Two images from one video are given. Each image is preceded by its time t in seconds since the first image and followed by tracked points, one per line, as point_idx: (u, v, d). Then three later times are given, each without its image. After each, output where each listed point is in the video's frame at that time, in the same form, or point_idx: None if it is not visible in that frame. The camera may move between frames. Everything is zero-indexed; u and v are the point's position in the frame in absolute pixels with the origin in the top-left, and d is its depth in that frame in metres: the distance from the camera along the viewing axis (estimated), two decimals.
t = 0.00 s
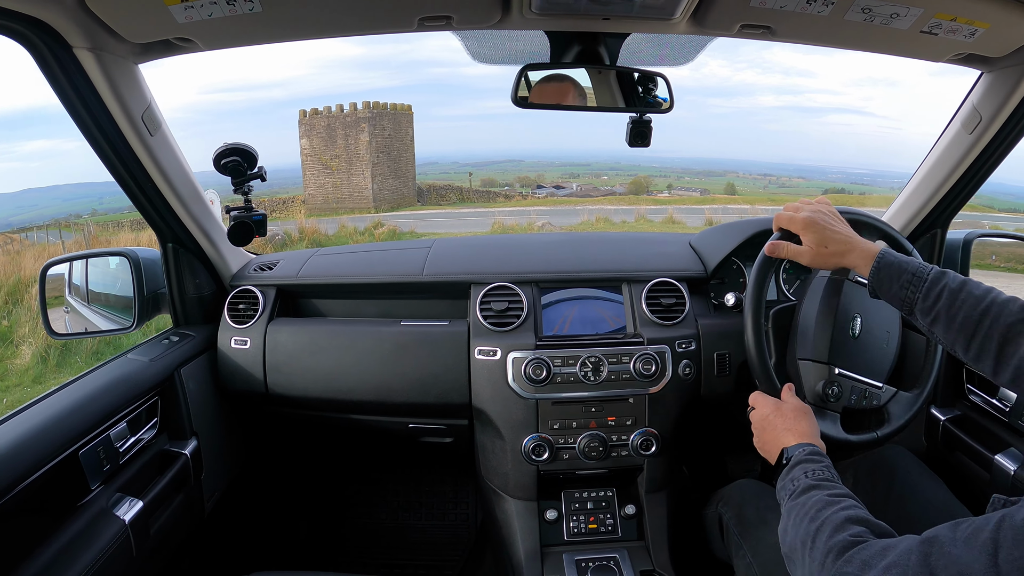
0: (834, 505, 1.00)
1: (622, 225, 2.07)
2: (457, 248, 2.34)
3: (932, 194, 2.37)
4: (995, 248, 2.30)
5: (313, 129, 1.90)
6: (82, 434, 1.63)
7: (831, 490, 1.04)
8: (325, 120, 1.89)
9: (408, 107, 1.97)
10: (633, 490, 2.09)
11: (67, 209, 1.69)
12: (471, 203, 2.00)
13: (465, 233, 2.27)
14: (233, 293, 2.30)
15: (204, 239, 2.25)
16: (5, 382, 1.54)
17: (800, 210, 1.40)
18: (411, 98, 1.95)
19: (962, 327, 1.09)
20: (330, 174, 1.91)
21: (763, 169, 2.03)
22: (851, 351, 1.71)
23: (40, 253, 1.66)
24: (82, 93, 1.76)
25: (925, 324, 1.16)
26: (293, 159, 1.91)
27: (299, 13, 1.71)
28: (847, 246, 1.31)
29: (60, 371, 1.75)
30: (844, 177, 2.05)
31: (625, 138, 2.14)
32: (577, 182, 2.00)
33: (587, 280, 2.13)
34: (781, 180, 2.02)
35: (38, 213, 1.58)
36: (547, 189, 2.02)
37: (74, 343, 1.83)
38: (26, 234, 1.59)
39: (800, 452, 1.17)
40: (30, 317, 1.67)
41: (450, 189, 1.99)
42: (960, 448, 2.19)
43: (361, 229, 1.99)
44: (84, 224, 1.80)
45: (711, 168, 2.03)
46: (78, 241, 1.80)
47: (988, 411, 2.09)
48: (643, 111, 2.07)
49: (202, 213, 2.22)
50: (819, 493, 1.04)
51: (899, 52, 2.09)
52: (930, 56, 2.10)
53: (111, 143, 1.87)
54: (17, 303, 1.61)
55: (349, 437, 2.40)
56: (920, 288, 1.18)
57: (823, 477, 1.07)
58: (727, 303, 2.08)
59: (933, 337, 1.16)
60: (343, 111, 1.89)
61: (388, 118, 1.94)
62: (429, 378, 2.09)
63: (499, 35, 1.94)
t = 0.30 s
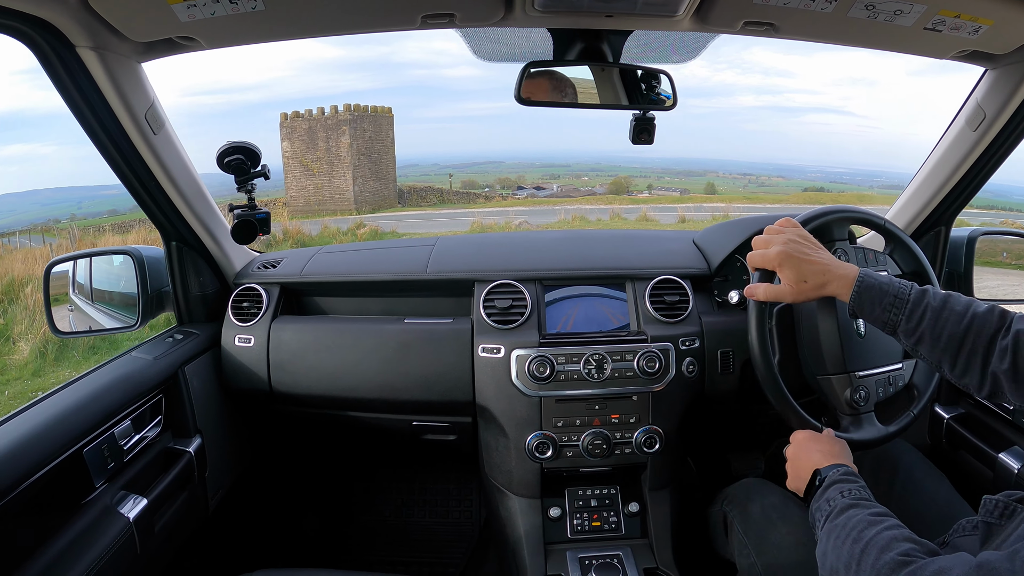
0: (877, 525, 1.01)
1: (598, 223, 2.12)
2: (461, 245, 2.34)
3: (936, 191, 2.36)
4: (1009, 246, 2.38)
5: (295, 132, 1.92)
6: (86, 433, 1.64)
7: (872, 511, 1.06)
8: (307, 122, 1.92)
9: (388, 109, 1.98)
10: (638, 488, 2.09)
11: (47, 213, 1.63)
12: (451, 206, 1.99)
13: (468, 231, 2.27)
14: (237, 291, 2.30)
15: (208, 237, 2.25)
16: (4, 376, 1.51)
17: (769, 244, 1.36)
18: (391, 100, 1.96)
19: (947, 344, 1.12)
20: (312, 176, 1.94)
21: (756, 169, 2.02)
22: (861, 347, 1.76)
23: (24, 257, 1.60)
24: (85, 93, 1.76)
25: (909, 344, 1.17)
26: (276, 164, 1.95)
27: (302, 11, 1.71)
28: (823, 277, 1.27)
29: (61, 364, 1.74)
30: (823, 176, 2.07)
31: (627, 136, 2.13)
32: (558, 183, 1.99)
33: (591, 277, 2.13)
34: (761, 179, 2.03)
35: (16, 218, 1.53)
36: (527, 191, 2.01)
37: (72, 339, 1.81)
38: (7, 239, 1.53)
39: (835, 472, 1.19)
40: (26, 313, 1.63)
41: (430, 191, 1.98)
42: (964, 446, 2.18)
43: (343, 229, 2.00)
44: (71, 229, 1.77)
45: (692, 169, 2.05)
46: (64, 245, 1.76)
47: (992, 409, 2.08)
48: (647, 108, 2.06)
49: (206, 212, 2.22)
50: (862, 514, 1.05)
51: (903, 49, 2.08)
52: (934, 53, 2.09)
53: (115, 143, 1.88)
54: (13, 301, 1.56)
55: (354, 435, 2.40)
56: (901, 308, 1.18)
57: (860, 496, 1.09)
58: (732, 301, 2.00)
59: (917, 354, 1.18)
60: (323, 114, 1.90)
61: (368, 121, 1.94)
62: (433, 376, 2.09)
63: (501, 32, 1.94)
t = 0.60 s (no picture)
0: (862, 520, 1.02)
1: (571, 220, 2.10)
2: (466, 245, 2.34)
3: (942, 192, 2.35)
4: None
5: (273, 135, 1.97)
6: (92, 431, 1.64)
7: (858, 505, 1.06)
8: (286, 126, 1.94)
9: (367, 112, 1.97)
10: (642, 488, 2.09)
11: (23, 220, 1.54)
12: (430, 206, 2.01)
13: (473, 231, 2.27)
14: (242, 290, 2.30)
15: (214, 236, 2.26)
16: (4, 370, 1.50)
17: (772, 250, 1.35)
18: (369, 103, 1.94)
19: (952, 352, 1.11)
20: (292, 179, 2.01)
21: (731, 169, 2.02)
22: (867, 348, 1.77)
23: (4, 263, 1.51)
24: (91, 92, 1.77)
25: (914, 350, 1.16)
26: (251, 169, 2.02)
27: (307, 11, 1.72)
28: (827, 283, 1.26)
29: (62, 361, 1.73)
30: (800, 173, 2.06)
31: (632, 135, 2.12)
32: (536, 184, 2.01)
33: (597, 277, 2.13)
34: (738, 178, 2.03)
35: None
36: (506, 193, 2.03)
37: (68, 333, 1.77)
38: None
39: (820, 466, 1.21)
40: (22, 311, 1.59)
41: (408, 192, 2.01)
42: (969, 448, 2.18)
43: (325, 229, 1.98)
44: (53, 233, 1.68)
45: (668, 169, 2.08)
46: (47, 251, 1.66)
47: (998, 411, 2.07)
48: (652, 108, 2.06)
49: (212, 211, 2.23)
50: (847, 509, 1.05)
51: (908, 49, 2.08)
52: (939, 53, 2.09)
53: (121, 142, 1.88)
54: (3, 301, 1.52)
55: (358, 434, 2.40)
56: (905, 314, 1.18)
57: (846, 492, 1.10)
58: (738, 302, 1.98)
59: (921, 361, 1.17)
60: (302, 117, 1.92)
61: (347, 124, 1.93)
62: (438, 375, 2.09)
63: (508, 32, 1.94)
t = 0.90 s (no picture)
0: (848, 524, 1.04)
1: (543, 221, 2.12)
2: (470, 243, 2.34)
3: (948, 191, 2.34)
4: None
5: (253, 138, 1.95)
6: (97, 428, 1.65)
7: (847, 509, 1.08)
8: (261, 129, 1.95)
9: (344, 116, 1.92)
10: (646, 487, 2.09)
11: None
12: (407, 208, 2.01)
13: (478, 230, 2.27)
14: (247, 288, 2.31)
15: (219, 234, 2.26)
16: None
17: (774, 253, 1.35)
18: (345, 106, 1.89)
19: (957, 357, 1.10)
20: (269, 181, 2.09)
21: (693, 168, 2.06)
22: (874, 349, 1.76)
23: None
24: (96, 90, 1.77)
25: (918, 355, 1.15)
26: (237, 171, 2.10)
27: (312, 10, 1.72)
28: (830, 286, 1.26)
29: (57, 351, 1.70)
30: (773, 173, 2.07)
31: (637, 135, 2.09)
32: (512, 186, 2.03)
33: (602, 276, 2.12)
34: (712, 178, 2.05)
35: None
36: (483, 194, 2.05)
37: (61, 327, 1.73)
38: None
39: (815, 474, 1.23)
40: (13, 311, 1.53)
41: (385, 195, 1.99)
42: (974, 449, 2.17)
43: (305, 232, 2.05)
44: (34, 238, 1.56)
45: (645, 169, 2.09)
46: (29, 257, 1.56)
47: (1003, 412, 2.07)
48: (657, 107, 2.05)
49: (217, 209, 2.23)
50: (835, 513, 1.08)
51: (914, 49, 2.07)
52: (946, 53, 2.08)
53: (126, 140, 1.89)
54: None
55: (362, 432, 2.40)
56: (910, 318, 1.17)
57: (838, 496, 1.12)
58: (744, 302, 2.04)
59: (926, 365, 1.16)
60: (280, 121, 1.92)
61: (324, 127, 1.91)
62: (442, 374, 2.10)
63: (513, 30, 1.94)
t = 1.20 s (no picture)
0: (796, 541, 1.03)
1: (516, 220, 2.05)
2: (475, 243, 2.34)
3: (954, 192, 2.33)
4: None
5: (228, 142, 1.99)
6: (100, 427, 1.65)
7: (796, 526, 1.07)
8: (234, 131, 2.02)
9: (319, 119, 1.97)
10: (649, 487, 2.09)
11: None
12: (383, 210, 2.00)
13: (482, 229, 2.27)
14: (252, 287, 2.31)
15: (224, 233, 2.27)
16: None
17: (774, 267, 1.38)
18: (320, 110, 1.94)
19: (962, 362, 1.07)
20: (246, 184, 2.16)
21: (661, 168, 2.08)
22: (882, 348, 1.75)
23: None
24: (102, 90, 1.77)
25: (923, 362, 1.13)
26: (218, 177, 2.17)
27: (316, 10, 1.72)
28: (831, 297, 1.27)
29: (49, 350, 1.62)
30: (750, 173, 2.04)
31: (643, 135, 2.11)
32: (487, 187, 2.03)
33: (606, 276, 2.12)
34: (688, 176, 2.04)
35: None
36: (459, 197, 2.03)
37: (55, 321, 1.64)
38: None
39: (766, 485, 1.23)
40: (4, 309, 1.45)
41: (361, 198, 1.98)
42: (978, 451, 2.16)
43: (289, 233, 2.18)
44: (12, 244, 1.45)
45: (620, 169, 2.05)
46: (9, 262, 1.45)
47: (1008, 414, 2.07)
48: (662, 107, 2.05)
49: (222, 208, 2.24)
50: (784, 529, 1.07)
51: (919, 49, 2.07)
52: (951, 53, 2.07)
53: (131, 139, 1.89)
54: None
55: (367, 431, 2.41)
56: (913, 324, 1.15)
57: (789, 513, 1.12)
58: (749, 302, 2.00)
59: (934, 372, 1.13)
60: (255, 125, 1.94)
61: (300, 130, 1.97)
62: (446, 373, 2.10)
63: (519, 30, 1.94)
